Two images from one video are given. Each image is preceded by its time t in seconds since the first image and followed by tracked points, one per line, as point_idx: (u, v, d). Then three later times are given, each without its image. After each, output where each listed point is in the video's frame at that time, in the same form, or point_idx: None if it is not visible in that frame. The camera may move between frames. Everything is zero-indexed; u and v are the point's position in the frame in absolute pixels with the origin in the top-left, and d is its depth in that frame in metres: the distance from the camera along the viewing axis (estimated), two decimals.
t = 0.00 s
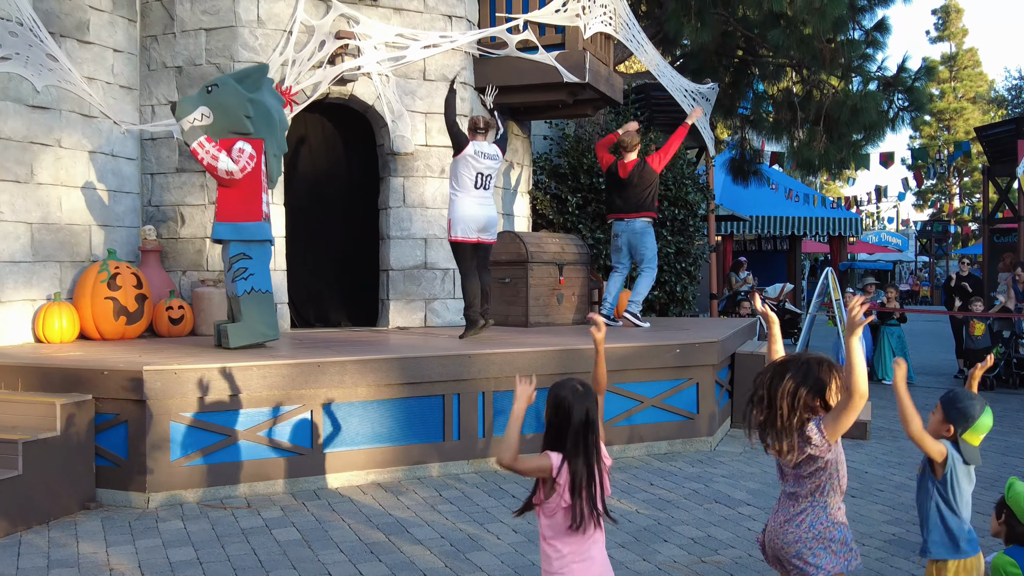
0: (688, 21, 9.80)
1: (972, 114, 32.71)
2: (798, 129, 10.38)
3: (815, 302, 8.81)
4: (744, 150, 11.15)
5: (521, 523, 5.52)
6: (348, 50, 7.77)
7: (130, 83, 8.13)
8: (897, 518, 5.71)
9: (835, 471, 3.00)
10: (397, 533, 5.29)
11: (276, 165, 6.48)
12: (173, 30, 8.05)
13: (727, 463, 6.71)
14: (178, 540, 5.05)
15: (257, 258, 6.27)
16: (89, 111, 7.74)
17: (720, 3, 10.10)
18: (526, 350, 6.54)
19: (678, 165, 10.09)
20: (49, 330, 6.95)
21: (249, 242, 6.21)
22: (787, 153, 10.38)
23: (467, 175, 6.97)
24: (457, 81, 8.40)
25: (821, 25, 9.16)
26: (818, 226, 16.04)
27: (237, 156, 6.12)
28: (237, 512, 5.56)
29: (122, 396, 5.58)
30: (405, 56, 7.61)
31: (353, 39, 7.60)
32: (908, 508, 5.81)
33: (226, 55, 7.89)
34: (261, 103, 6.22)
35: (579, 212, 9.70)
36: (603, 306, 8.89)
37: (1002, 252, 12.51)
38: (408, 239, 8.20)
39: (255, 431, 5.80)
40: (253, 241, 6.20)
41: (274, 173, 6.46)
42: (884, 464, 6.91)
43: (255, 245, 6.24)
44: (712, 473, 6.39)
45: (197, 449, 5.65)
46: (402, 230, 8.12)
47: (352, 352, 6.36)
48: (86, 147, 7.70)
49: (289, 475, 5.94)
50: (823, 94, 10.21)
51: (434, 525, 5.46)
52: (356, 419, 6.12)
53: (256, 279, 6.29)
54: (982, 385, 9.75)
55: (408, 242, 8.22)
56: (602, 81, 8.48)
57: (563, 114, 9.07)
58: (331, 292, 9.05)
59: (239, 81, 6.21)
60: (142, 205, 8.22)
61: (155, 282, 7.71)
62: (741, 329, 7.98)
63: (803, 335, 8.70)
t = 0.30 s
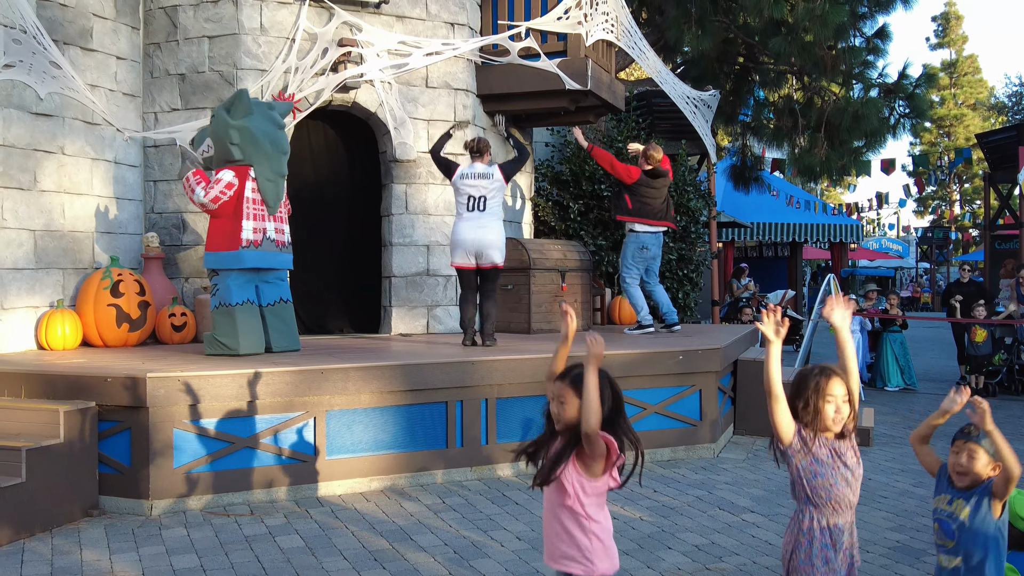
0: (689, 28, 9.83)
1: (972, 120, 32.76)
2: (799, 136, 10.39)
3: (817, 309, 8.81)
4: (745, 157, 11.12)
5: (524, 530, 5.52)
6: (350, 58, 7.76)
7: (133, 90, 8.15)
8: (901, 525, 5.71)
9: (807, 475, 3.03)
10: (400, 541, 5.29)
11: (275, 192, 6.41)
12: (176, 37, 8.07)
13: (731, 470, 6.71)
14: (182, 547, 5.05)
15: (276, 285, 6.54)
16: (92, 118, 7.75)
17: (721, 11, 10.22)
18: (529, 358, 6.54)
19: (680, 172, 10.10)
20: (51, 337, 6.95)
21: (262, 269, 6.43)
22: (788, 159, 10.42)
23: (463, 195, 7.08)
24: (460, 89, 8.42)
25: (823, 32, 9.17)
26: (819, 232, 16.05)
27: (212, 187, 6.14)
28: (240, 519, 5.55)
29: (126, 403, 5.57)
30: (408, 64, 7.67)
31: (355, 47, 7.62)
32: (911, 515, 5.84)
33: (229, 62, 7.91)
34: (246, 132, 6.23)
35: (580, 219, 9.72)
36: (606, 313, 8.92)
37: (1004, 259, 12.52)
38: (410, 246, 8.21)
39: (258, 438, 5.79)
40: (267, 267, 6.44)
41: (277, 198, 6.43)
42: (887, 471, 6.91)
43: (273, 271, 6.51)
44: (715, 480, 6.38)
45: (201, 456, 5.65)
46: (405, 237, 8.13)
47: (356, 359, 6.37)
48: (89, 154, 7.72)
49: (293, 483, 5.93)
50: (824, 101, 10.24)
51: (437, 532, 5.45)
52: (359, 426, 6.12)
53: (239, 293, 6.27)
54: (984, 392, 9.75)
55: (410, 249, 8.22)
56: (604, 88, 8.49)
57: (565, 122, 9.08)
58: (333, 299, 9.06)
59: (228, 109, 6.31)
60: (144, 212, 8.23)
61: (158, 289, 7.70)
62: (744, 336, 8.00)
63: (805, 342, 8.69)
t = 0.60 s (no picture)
0: (690, 30, 9.83)
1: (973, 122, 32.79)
2: (800, 138, 10.36)
3: (818, 310, 8.80)
4: (746, 158, 11.03)
5: (527, 532, 5.51)
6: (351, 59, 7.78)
7: (134, 92, 8.14)
8: (904, 527, 5.70)
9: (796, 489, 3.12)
10: (402, 543, 5.28)
11: (250, 165, 6.30)
12: (177, 39, 8.07)
13: (733, 472, 6.70)
14: (183, 549, 5.04)
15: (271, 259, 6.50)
16: (93, 120, 7.75)
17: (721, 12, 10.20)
18: (531, 359, 6.53)
19: (682, 173, 10.09)
20: (52, 339, 6.93)
21: (255, 243, 6.40)
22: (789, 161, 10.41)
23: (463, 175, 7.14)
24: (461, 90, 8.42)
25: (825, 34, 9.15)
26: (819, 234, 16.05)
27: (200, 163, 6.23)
28: (241, 521, 5.54)
29: (127, 405, 5.56)
30: (408, 65, 7.68)
31: (357, 48, 7.63)
32: (914, 518, 5.84)
33: (230, 64, 7.90)
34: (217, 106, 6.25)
35: (582, 221, 9.70)
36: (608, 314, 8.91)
37: (1005, 261, 12.51)
38: (411, 248, 8.20)
39: (259, 440, 5.77)
40: (256, 244, 6.40)
41: (257, 171, 6.30)
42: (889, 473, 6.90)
43: (267, 247, 6.45)
44: (717, 482, 6.37)
45: (203, 457, 5.64)
46: (406, 239, 8.12)
47: (357, 361, 6.36)
48: (90, 156, 7.71)
49: (294, 485, 5.92)
50: (825, 103, 10.18)
51: (439, 534, 5.44)
52: (361, 427, 6.11)
53: (221, 278, 6.24)
54: (986, 394, 9.74)
55: (411, 251, 8.21)
56: (606, 90, 8.49)
57: (565, 123, 9.10)
58: (334, 302, 9.05)
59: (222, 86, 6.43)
60: (145, 214, 8.22)
61: (158, 290, 7.69)
62: (747, 338, 7.99)
63: (806, 344, 8.67)
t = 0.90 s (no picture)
0: (691, 30, 9.82)
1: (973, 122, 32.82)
2: (801, 137, 10.34)
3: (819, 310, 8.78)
4: (747, 159, 11.05)
5: (527, 533, 5.50)
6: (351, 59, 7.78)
7: (134, 91, 8.13)
8: (905, 528, 5.69)
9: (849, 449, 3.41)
10: (402, 543, 5.27)
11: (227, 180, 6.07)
12: (177, 39, 8.06)
13: (733, 472, 6.69)
14: (183, 549, 5.03)
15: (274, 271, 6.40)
16: (93, 120, 7.74)
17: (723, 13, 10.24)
18: (532, 360, 6.52)
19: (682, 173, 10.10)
20: (51, 338, 6.93)
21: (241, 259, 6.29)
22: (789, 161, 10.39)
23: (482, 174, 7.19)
24: (461, 90, 8.41)
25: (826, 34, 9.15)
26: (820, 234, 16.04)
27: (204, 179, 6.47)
28: (241, 521, 5.53)
29: (126, 405, 5.55)
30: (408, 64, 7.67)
31: (357, 48, 7.63)
32: (915, 518, 5.84)
33: (230, 64, 7.89)
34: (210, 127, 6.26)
35: (582, 221, 9.67)
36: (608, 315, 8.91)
37: (1006, 261, 12.52)
38: (411, 248, 8.19)
39: (259, 439, 5.77)
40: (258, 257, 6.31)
41: (227, 184, 6.06)
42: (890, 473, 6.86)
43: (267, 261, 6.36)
44: (718, 482, 6.36)
45: (203, 457, 5.63)
46: (406, 238, 8.11)
47: (357, 361, 6.34)
48: (90, 155, 7.70)
49: (294, 485, 5.91)
50: (826, 103, 10.16)
51: (439, 534, 5.43)
52: (362, 427, 6.10)
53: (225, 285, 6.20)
54: (987, 395, 9.73)
55: (411, 250, 8.20)
56: (606, 90, 8.48)
57: (565, 123, 9.09)
58: (334, 302, 9.04)
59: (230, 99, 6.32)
60: (145, 213, 8.21)
61: (158, 290, 7.68)
62: (747, 338, 7.99)
63: (807, 344, 8.65)
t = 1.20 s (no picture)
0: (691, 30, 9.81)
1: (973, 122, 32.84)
2: (800, 138, 10.34)
3: (818, 311, 8.78)
4: (746, 159, 11.08)
5: (526, 533, 5.50)
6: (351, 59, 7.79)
7: (133, 92, 8.13)
8: (903, 528, 5.70)
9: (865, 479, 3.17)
10: (400, 544, 5.27)
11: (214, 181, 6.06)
12: (176, 39, 8.06)
13: (732, 473, 6.70)
14: (181, 550, 5.02)
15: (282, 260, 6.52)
16: (92, 121, 7.74)
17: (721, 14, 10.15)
18: (531, 360, 6.52)
19: (680, 174, 10.12)
20: (51, 339, 6.93)
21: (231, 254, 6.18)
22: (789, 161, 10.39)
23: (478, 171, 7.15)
24: (461, 91, 8.40)
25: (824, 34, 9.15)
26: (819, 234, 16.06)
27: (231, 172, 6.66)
28: (240, 522, 5.54)
29: (125, 406, 5.55)
30: (408, 65, 7.67)
31: (356, 48, 7.65)
32: (914, 519, 5.84)
33: (230, 64, 7.89)
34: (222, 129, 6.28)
35: (581, 221, 9.67)
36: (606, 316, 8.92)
37: (1005, 261, 12.53)
38: (411, 248, 8.19)
39: (258, 440, 5.77)
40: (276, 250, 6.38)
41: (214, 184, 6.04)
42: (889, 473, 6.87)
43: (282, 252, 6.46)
44: (717, 482, 6.36)
45: (202, 458, 5.63)
46: (405, 239, 8.11)
47: (357, 361, 6.35)
48: (89, 156, 7.70)
49: (292, 485, 5.91)
50: (825, 103, 10.16)
51: (438, 535, 5.43)
52: (361, 427, 6.10)
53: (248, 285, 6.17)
54: (986, 395, 9.72)
55: (411, 251, 8.21)
56: (605, 90, 8.48)
57: (565, 123, 9.08)
58: (334, 302, 9.05)
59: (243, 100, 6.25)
60: (144, 214, 8.21)
61: (157, 290, 7.68)
62: (745, 338, 8.00)
63: (806, 345, 8.65)
